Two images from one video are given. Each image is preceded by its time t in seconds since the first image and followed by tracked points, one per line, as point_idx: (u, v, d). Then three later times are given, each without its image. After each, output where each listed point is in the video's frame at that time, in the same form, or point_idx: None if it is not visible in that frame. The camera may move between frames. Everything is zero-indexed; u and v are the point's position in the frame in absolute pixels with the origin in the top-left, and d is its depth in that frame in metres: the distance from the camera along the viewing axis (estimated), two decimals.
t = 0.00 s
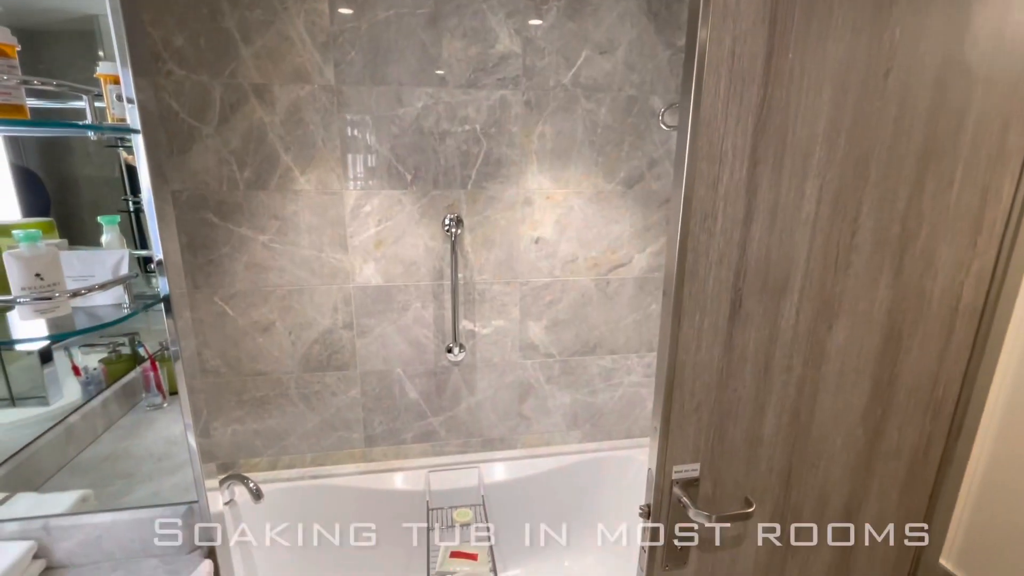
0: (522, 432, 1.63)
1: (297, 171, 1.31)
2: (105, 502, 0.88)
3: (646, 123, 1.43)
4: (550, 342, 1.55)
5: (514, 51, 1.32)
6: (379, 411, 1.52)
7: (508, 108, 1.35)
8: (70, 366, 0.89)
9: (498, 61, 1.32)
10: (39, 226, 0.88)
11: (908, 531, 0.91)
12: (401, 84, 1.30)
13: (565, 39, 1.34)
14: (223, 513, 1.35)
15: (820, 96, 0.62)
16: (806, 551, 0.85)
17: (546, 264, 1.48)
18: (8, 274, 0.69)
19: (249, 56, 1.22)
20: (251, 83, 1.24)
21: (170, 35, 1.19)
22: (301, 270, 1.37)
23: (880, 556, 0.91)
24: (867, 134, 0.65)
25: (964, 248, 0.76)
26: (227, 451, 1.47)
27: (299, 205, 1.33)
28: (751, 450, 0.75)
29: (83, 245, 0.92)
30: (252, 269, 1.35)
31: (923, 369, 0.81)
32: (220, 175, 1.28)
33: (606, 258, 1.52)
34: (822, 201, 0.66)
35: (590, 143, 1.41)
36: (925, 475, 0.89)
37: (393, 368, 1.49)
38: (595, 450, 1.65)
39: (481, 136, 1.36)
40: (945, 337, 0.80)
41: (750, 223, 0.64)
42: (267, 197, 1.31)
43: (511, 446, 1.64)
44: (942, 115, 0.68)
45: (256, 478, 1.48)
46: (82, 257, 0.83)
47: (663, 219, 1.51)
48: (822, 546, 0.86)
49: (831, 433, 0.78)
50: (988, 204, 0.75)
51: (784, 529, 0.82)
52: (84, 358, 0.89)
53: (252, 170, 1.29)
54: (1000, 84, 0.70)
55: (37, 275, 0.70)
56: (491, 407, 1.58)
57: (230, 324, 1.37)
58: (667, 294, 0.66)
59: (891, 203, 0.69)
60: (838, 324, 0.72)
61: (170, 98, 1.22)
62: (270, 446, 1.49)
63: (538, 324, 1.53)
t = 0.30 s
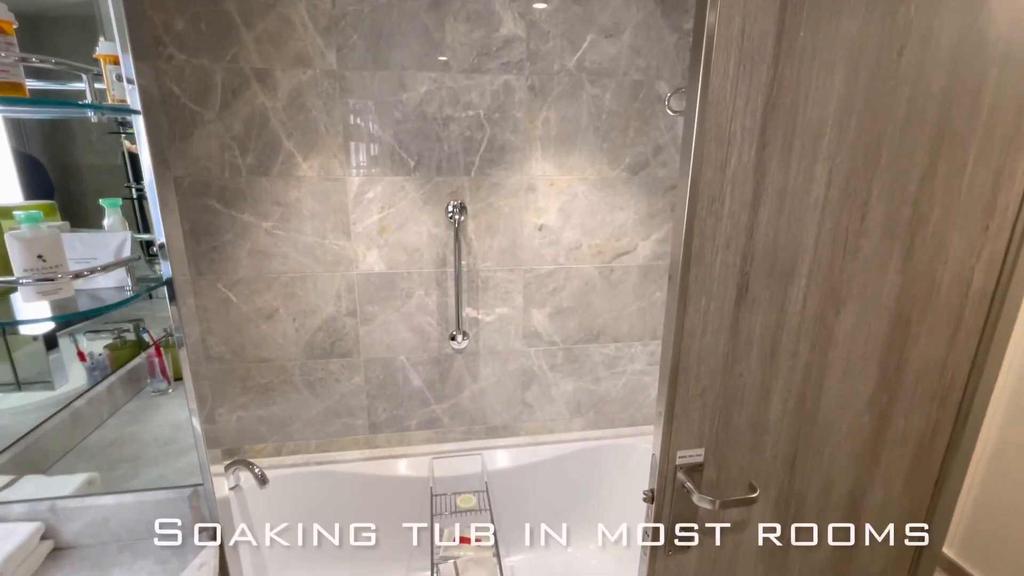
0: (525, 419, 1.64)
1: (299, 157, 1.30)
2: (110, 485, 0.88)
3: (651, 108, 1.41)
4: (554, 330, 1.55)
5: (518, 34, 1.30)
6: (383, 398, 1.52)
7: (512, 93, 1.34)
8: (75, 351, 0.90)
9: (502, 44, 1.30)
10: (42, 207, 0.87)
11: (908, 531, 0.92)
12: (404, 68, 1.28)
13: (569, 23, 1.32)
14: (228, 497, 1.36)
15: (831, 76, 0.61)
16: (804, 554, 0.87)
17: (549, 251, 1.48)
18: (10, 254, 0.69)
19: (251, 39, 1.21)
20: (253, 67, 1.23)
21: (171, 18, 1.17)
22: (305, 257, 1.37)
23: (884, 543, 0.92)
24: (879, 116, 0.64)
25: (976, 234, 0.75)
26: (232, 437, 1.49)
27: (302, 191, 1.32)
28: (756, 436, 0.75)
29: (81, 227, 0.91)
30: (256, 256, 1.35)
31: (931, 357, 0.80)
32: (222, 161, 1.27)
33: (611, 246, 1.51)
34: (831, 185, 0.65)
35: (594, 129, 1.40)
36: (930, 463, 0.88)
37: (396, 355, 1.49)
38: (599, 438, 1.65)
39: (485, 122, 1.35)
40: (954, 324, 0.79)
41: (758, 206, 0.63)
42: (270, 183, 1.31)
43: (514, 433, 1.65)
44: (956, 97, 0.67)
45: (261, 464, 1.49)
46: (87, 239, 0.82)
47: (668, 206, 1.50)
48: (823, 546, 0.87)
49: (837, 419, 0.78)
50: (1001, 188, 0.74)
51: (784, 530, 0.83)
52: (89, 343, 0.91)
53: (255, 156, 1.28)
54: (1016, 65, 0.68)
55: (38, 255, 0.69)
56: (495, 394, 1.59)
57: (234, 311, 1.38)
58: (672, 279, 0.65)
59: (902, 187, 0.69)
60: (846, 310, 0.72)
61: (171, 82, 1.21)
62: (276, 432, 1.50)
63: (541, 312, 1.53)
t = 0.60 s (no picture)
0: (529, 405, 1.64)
1: (301, 140, 1.29)
2: (115, 466, 0.89)
3: (657, 91, 1.39)
4: (557, 316, 1.55)
5: (522, 15, 1.28)
6: (386, 383, 1.53)
7: (515, 75, 1.32)
8: (80, 335, 0.91)
9: (506, 25, 1.28)
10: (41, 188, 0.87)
11: (913, 517, 0.92)
12: (406, 50, 1.27)
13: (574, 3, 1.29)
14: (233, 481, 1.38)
15: (843, 51, 0.59)
16: (806, 553, 0.88)
17: (553, 237, 1.47)
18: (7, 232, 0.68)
19: (252, 20, 1.20)
20: (254, 49, 1.22)
21: None
22: (308, 242, 1.37)
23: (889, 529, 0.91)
24: (892, 93, 0.63)
25: (990, 216, 0.74)
26: (237, 421, 1.50)
27: (304, 175, 1.32)
28: (761, 420, 0.74)
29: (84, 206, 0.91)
30: (259, 241, 1.35)
31: (940, 342, 0.79)
32: (224, 145, 1.27)
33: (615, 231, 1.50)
34: (841, 164, 0.64)
35: (599, 112, 1.38)
36: (937, 449, 0.88)
37: (399, 341, 1.49)
38: (602, 425, 1.65)
39: (488, 105, 1.33)
40: (965, 308, 0.78)
41: (765, 186, 0.62)
42: (273, 167, 1.30)
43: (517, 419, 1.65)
44: (971, 74, 0.65)
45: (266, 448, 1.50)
46: (84, 218, 0.83)
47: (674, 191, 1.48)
48: (823, 546, 0.88)
49: (843, 403, 0.78)
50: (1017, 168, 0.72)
51: (784, 530, 0.84)
52: (94, 327, 0.92)
53: (257, 140, 1.28)
54: None
55: (36, 234, 0.69)
56: (498, 380, 1.59)
57: (238, 296, 1.38)
58: (677, 260, 0.64)
59: (914, 168, 0.67)
60: (854, 293, 0.71)
61: (172, 64, 1.20)
62: (280, 416, 1.51)
63: (545, 298, 1.52)
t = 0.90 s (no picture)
0: (531, 392, 1.64)
1: (303, 124, 1.28)
2: (119, 446, 0.89)
3: (664, 73, 1.37)
4: (561, 303, 1.54)
5: None
6: (390, 368, 1.53)
7: (519, 57, 1.30)
8: (85, 318, 0.93)
9: (509, 6, 1.26)
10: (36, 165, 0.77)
11: (917, 504, 0.91)
12: (408, 32, 1.25)
13: None
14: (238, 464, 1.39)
15: (853, 24, 0.57)
16: (806, 553, 0.88)
17: (557, 223, 1.46)
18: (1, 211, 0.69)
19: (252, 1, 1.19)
20: (254, 31, 1.21)
21: None
22: (311, 227, 1.37)
23: (894, 517, 0.91)
24: (904, 70, 0.61)
25: (1005, 197, 0.72)
26: (242, 406, 1.51)
27: (306, 159, 1.31)
28: (763, 406, 0.74)
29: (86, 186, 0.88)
30: (262, 225, 1.35)
31: (949, 327, 0.78)
32: (226, 129, 1.26)
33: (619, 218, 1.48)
34: (849, 143, 0.62)
35: (604, 96, 1.36)
36: (944, 436, 0.87)
37: (402, 327, 1.49)
38: (605, 412, 1.66)
39: (491, 89, 1.32)
40: (977, 293, 0.76)
41: (771, 164, 0.61)
42: (275, 151, 1.30)
43: (520, 407, 1.66)
44: (988, 49, 0.63)
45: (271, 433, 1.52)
46: (79, 196, 0.81)
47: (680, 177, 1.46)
48: (823, 546, 0.88)
49: (847, 389, 0.77)
50: None
51: (784, 529, 0.85)
52: (99, 310, 0.94)
53: (259, 123, 1.27)
54: None
55: (31, 212, 0.69)
56: (501, 367, 1.59)
57: (241, 281, 1.39)
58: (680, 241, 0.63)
59: (924, 148, 0.66)
60: (861, 277, 0.70)
61: (173, 46, 1.20)
62: (285, 402, 1.53)
63: (548, 285, 1.51)
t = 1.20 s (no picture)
0: (536, 381, 1.64)
1: (308, 109, 1.28)
2: (125, 426, 0.90)
3: (673, 58, 1.34)
4: (566, 291, 1.53)
5: None
6: (396, 355, 1.54)
7: (526, 41, 1.28)
8: (93, 301, 0.96)
9: None
10: (35, 146, 0.73)
11: (925, 495, 0.90)
12: (413, 16, 1.24)
13: None
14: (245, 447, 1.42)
15: None
16: (805, 553, 0.88)
17: (563, 210, 1.45)
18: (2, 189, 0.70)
19: None
20: (259, 14, 1.20)
21: None
22: (316, 213, 1.37)
23: (900, 507, 0.89)
24: (920, 47, 0.59)
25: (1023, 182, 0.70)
26: (249, 391, 1.53)
27: (312, 145, 1.31)
28: (768, 393, 0.73)
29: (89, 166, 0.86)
30: (268, 211, 1.35)
31: (961, 315, 0.76)
32: (232, 113, 1.27)
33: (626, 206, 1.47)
34: (860, 124, 0.61)
35: (612, 81, 1.34)
36: (954, 427, 0.85)
37: (407, 314, 1.50)
38: (610, 401, 1.65)
39: (498, 74, 1.30)
40: (991, 280, 0.74)
41: (779, 145, 0.59)
42: (281, 136, 1.30)
43: (525, 395, 1.66)
44: (1009, 26, 0.61)
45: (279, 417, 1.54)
46: (81, 176, 0.84)
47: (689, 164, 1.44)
48: (823, 545, 0.88)
49: (855, 377, 0.75)
50: None
51: (784, 530, 0.85)
52: (107, 294, 0.96)
53: (264, 108, 1.27)
54: None
55: (31, 190, 0.70)
56: (506, 355, 1.59)
57: (248, 266, 1.39)
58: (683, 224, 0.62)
59: (940, 130, 0.64)
60: (870, 263, 0.68)
61: (179, 30, 1.20)
62: (292, 387, 1.54)
63: (554, 273, 1.51)
